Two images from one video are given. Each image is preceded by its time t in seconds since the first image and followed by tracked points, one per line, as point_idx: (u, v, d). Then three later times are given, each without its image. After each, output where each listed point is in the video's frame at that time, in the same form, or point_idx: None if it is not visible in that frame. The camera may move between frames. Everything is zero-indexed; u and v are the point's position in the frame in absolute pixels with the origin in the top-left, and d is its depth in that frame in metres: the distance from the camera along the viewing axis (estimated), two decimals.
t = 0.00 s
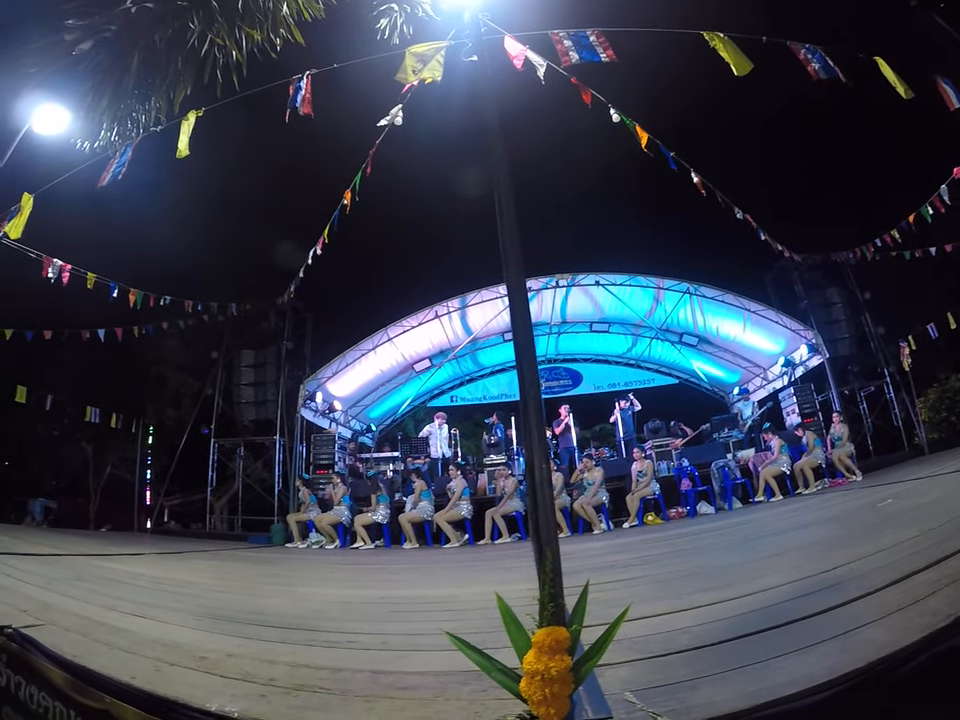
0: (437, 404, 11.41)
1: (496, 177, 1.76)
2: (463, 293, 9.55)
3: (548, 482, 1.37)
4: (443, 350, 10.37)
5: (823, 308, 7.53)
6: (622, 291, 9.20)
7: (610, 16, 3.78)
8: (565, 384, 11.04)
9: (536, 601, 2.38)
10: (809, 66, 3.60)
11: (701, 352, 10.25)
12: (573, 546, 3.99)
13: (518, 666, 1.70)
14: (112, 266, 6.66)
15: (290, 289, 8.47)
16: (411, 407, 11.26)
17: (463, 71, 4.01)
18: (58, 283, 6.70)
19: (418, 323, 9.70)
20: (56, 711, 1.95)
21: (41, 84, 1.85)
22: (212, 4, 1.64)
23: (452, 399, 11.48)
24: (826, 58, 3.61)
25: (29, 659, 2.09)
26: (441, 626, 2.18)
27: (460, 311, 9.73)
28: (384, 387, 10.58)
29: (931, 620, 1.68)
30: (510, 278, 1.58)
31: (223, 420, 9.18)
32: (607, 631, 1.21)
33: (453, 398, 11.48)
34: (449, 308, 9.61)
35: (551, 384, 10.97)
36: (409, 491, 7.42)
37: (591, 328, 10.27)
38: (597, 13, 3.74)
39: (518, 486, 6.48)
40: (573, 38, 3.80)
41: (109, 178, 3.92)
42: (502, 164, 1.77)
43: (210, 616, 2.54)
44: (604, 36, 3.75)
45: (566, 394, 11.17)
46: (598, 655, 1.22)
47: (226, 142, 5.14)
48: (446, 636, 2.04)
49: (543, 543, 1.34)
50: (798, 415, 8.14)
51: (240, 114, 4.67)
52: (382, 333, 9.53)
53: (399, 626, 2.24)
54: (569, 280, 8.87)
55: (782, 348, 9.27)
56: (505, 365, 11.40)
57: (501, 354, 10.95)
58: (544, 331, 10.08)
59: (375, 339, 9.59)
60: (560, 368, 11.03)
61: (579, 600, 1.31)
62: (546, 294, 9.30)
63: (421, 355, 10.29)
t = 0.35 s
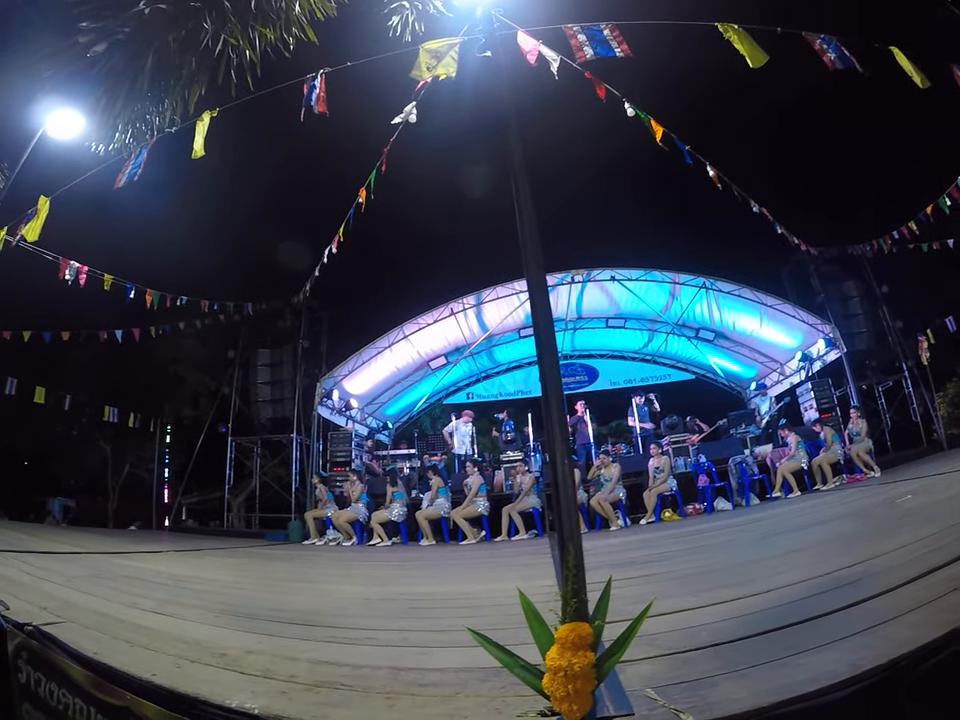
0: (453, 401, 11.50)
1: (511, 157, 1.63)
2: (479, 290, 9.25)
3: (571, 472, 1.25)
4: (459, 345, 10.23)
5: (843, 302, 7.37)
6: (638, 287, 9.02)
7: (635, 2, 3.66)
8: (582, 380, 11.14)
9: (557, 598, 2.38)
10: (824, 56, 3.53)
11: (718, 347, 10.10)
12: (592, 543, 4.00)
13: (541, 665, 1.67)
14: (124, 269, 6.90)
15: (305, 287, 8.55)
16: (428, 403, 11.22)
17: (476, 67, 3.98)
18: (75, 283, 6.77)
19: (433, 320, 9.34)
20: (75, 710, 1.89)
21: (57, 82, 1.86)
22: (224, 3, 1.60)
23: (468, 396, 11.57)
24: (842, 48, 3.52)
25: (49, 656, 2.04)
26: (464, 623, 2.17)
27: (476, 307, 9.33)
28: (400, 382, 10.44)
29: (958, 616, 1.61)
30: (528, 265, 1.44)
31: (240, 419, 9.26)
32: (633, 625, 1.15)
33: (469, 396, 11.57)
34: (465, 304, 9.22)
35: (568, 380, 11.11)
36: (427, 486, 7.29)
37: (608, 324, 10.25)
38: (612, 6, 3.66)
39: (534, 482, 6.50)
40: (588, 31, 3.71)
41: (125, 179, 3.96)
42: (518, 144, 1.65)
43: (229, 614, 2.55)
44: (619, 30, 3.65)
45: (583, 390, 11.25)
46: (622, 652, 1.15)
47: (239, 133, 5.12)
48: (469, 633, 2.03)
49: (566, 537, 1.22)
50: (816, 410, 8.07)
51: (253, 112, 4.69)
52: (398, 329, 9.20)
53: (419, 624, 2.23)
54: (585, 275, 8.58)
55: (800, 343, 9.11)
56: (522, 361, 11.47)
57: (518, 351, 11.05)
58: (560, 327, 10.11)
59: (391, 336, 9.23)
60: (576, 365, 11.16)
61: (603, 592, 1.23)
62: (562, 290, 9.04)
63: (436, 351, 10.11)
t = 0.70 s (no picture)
0: (461, 396, 11.61)
1: (522, 153, 1.60)
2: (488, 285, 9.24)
3: (586, 467, 1.23)
4: (467, 341, 10.22)
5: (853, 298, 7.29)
6: (646, 282, 8.99)
7: None
8: (589, 376, 11.24)
9: (568, 593, 2.39)
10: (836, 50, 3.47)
11: (726, 344, 10.06)
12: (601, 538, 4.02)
13: (552, 660, 1.67)
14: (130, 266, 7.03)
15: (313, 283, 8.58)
16: (434, 398, 11.24)
17: (486, 59, 3.95)
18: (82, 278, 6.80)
19: (441, 315, 9.39)
20: (83, 703, 1.86)
21: (64, 78, 1.87)
22: None
23: (476, 391, 11.63)
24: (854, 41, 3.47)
25: (57, 651, 1.98)
26: (474, 618, 2.18)
27: (485, 303, 9.37)
28: (409, 378, 10.39)
29: None
30: (542, 263, 1.42)
31: (247, 414, 9.27)
32: (646, 621, 1.14)
33: (477, 391, 11.63)
34: (473, 300, 9.27)
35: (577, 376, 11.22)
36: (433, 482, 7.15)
37: (616, 319, 10.24)
38: None
39: (542, 477, 6.50)
40: (598, 23, 3.62)
41: (132, 173, 3.97)
42: (528, 139, 1.62)
43: (238, 608, 2.56)
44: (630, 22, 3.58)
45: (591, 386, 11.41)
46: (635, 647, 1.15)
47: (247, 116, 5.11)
48: (480, 628, 2.04)
49: (580, 532, 1.21)
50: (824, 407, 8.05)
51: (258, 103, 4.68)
52: (405, 325, 9.22)
53: (427, 619, 2.24)
54: (594, 271, 8.61)
55: (808, 339, 9.05)
56: (530, 357, 11.44)
57: (525, 347, 11.06)
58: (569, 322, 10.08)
59: (399, 331, 9.24)
60: (584, 360, 11.22)
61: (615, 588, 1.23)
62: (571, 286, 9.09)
63: (444, 347, 10.14)
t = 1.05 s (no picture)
0: (475, 394, 11.57)
1: (533, 148, 1.59)
2: (500, 283, 9.26)
3: (602, 464, 1.23)
4: (480, 340, 10.19)
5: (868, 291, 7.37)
6: (660, 277, 8.95)
7: None
8: (603, 373, 11.12)
9: (584, 591, 2.39)
10: (846, 39, 3.44)
11: (741, 339, 9.99)
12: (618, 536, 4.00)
13: (570, 658, 1.67)
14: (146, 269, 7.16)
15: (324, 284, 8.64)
16: (449, 397, 11.26)
17: (495, 57, 3.96)
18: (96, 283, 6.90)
19: (454, 313, 9.38)
20: (103, 702, 1.88)
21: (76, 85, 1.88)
22: (240, 2, 1.59)
23: (490, 389, 11.58)
24: (864, 30, 3.43)
25: (77, 652, 1.98)
26: (491, 617, 2.18)
27: (498, 302, 9.37)
28: (424, 377, 10.40)
29: None
30: (554, 258, 1.42)
31: (263, 414, 9.32)
32: (664, 619, 1.12)
33: (491, 389, 11.59)
34: (486, 298, 9.25)
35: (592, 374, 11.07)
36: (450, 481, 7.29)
37: (630, 316, 10.19)
38: None
39: (557, 475, 6.50)
40: (607, 18, 3.60)
41: (146, 178, 4.02)
42: (539, 133, 1.61)
43: (256, 608, 2.59)
44: (639, 16, 3.56)
45: (605, 383, 11.28)
46: (653, 646, 1.13)
47: (257, 120, 5.16)
48: (497, 626, 2.04)
49: (596, 530, 1.20)
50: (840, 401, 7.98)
51: (269, 106, 4.74)
52: (419, 324, 9.27)
53: (443, 618, 2.24)
54: (607, 266, 8.57)
55: (824, 334, 8.94)
56: (544, 354, 11.38)
57: (539, 344, 11.01)
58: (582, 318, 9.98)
59: (413, 330, 9.29)
60: (598, 358, 11.08)
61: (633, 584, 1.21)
62: (584, 281, 9.06)
63: (457, 346, 10.10)
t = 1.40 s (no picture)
0: (484, 393, 11.56)
1: (541, 146, 1.59)
2: (509, 282, 9.25)
3: (613, 463, 1.23)
4: (489, 339, 10.19)
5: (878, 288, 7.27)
6: (668, 275, 8.91)
7: None
8: (614, 371, 11.10)
9: (595, 590, 2.39)
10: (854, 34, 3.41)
11: (751, 337, 9.93)
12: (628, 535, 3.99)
13: (582, 657, 1.67)
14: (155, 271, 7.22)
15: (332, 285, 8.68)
16: (459, 396, 11.29)
17: (502, 57, 3.96)
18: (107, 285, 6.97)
19: (463, 313, 9.39)
20: (116, 701, 1.89)
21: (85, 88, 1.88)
22: (246, 4, 1.61)
23: (499, 388, 11.58)
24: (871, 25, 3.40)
25: (90, 650, 1.99)
26: (503, 615, 2.19)
27: (507, 301, 9.36)
28: (433, 377, 10.42)
29: None
30: (564, 257, 1.42)
31: (273, 415, 9.36)
32: (675, 617, 1.11)
33: (500, 388, 11.60)
34: (496, 297, 9.23)
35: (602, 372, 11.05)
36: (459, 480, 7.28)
37: (639, 314, 10.16)
38: None
39: (567, 474, 6.49)
40: (613, 17, 3.60)
41: (155, 181, 4.04)
42: (547, 131, 1.61)
43: (267, 607, 2.60)
44: (646, 13, 3.55)
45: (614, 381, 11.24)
46: (664, 643, 1.12)
47: (265, 123, 5.20)
48: (508, 625, 2.04)
49: (608, 529, 1.20)
50: (851, 399, 7.92)
51: (277, 108, 4.78)
52: (428, 324, 9.29)
53: (453, 617, 2.25)
54: (615, 265, 8.56)
55: (834, 331, 8.87)
56: (553, 353, 11.38)
57: (548, 343, 11.00)
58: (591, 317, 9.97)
59: (421, 329, 9.30)
60: (608, 356, 11.09)
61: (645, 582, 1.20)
62: (593, 280, 9.03)
63: (466, 346, 10.11)
